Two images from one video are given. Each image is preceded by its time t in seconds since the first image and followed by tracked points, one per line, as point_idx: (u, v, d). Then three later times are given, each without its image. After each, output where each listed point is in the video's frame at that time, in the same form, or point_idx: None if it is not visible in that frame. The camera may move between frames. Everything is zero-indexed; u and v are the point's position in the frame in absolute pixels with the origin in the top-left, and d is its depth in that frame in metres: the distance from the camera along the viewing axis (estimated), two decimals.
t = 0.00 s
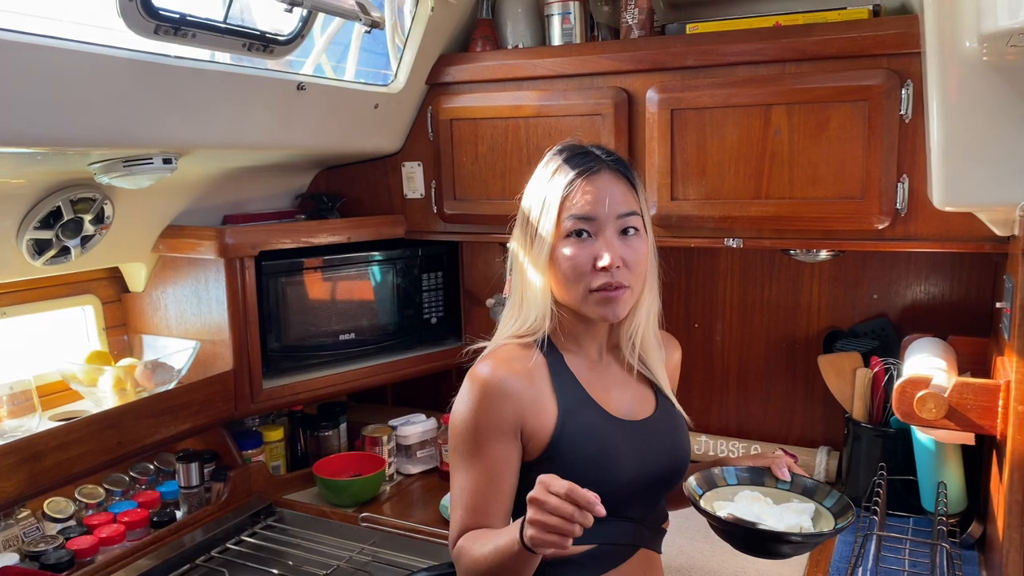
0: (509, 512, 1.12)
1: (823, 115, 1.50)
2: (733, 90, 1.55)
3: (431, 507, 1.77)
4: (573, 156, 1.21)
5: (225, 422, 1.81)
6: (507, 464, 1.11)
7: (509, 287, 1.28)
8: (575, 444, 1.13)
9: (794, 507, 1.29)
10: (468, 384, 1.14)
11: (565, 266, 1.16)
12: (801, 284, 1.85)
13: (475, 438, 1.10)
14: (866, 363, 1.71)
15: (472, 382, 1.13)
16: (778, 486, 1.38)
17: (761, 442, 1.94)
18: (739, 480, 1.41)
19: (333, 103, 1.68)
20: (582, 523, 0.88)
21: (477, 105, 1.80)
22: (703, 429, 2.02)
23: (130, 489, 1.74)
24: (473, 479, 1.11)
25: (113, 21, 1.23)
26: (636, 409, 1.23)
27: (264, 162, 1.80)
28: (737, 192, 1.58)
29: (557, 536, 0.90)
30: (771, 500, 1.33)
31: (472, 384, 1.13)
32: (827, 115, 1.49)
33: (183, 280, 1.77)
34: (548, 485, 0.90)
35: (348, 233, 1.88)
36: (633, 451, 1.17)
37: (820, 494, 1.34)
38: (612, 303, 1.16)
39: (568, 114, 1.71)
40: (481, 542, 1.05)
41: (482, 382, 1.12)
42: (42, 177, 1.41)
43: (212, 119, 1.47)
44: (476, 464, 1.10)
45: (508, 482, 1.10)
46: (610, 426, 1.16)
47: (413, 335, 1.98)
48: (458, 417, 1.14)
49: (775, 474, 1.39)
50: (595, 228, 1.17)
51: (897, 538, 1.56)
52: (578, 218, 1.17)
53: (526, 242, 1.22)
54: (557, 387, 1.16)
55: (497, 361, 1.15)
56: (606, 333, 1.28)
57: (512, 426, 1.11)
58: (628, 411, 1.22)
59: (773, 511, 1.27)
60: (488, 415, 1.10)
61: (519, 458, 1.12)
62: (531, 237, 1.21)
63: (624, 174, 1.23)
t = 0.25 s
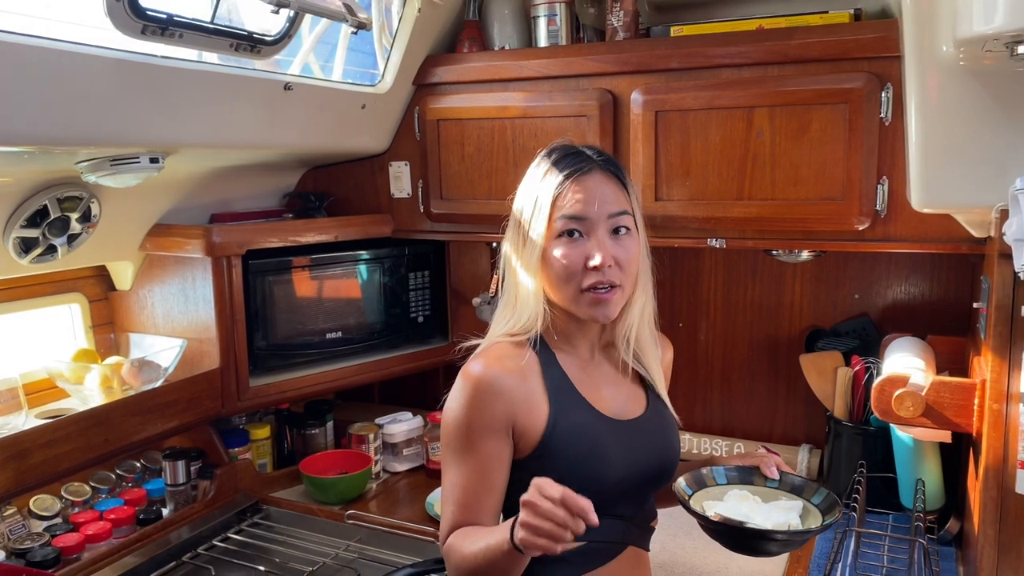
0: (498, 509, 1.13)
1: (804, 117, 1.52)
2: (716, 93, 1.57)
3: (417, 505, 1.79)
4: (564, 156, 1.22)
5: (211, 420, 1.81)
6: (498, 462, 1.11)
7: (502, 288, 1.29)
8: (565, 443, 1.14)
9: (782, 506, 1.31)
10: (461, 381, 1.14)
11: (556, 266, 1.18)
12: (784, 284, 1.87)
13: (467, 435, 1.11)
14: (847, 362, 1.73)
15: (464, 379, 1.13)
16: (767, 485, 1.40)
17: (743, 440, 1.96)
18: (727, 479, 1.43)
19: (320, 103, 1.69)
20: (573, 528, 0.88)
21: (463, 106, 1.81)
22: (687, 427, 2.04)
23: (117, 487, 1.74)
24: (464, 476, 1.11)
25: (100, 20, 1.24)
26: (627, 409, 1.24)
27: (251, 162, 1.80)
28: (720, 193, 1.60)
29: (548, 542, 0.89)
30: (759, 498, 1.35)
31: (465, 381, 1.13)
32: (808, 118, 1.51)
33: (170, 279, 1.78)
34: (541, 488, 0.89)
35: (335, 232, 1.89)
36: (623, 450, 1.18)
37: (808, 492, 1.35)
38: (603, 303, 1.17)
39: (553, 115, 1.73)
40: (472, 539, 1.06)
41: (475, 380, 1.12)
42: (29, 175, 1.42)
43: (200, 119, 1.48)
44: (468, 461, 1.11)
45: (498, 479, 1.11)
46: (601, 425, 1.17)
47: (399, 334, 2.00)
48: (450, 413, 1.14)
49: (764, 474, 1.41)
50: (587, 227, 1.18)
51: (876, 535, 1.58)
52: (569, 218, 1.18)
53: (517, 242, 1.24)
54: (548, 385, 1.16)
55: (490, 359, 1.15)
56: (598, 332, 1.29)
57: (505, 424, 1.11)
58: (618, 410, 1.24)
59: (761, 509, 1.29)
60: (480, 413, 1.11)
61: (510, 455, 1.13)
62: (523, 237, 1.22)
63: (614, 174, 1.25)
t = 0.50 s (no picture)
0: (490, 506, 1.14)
1: (786, 119, 1.53)
2: (700, 94, 1.59)
3: (404, 503, 1.79)
4: (559, 161, 1.22)
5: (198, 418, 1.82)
6: (488, 459, 1.12)
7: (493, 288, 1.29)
8: (553, 441, 1.14)
9: (768, 509, 1.30)
10: (451, 379, 1.15)
11: (547, 271, 1.18)
12: (768, 284, 1.89)
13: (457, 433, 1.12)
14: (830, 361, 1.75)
15: (454, 377, 1.14)
16: (754, 487, 1.39)
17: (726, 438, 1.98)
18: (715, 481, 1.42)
19: (307, 103, 1.69)
20: (569, 549, 0.89)
21: (450, 106, 1.82)
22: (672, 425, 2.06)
23: (104, 485, 1.74)
24: (454, 473, 1.12)
25: (83, 19, 1.24)
26: (615, 407, 1.25)
27: (238, 161, 1.81)
28: (704, 193, 1.62)
29: (541, 559, 0.91)
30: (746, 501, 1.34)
31: (455, 379, 1.14)
32: (789, 119, 1.53)
33: (157, 278, 1.78)
34: (547, 504, 0.91)
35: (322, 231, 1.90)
36: (611, 448, 1.18)
37: (793, 495, 1.35)
38: (593, 308, 1.17)
39: (539, 116, 1.74)
40: (460, 535, 1.07)
41: (464, 378, 1.13)
42: (15, 174, 1.42)
43: (186, 118, 1.48)
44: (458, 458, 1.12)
45: (488, 476, 1.12)
46: (588, 423, 1.17)
47: (386, 333, 2.00)
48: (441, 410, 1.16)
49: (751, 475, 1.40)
50: (578, 234, 1.18)
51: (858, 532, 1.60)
52: (562, 224, 1.18)
53: (510, 244, 1.24)
54: (537, 384, 1.17)
55: (480, 358, 1.16)
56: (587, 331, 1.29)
57: (494, 422, 1.13)
58: (607, 408, 1.24)
59: (745, 513, 1.28)
60: (469, 411, 1.12)
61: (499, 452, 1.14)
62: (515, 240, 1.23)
63: (608, 181, 1.25)
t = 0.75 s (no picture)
0: (479, 503, 1.13)
1: (773, 117, 1.53)
2: (687, 92, 1.59)
3: (391, 502, 1.79)
4: (553, 158, 1.21)
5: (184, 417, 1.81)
6: (479, 456, 1.11)
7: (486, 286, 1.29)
8: (544, 438, 1.14)
9: (758, 509, 1.26)
10: (443, 376, 1.14)
11: (541, 269, 1.17)
12: (756, 282, 1.89)
13: (448, 429, 1.11)
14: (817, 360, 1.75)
15: (446, 374, 1.13)
16: (744, 487, 1.36)
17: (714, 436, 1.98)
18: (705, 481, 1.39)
19: (294, 101, 1.69)
20: (555, 546, 0.89)
21: (437, 104, 1.82)
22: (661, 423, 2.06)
23: (89, 484, 1.73)
24: (444, 470, 1.11)
25: (65, 15, 1.23)
26: (607, 405, 1.24)
27: (225, 159, 1.80)
28: (691, 191, 1.62)
29: (528, 555, 0.90)
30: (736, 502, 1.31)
31: (447, 376, 1.13)
32: (776, 117, 1.53)
33: (143, 276, 1.78)
34: (534, 501, 0.90)
35: (310, 229, 1.89)
36: (602, 446, 1.18)
37: (782, 496, 1.31)
38: (586, 306, 1.16)
39: (527, 114, 1.73)
40: (449, 532, 1.06)
41: (456, 374, 1.12)
42: None
43: (171, 115, 1.47)
44: (448, 454, 1.11)
45: (478, 473, 1.11)
46: (580, 421, 1.16)
47: (374, 332, 2.00)
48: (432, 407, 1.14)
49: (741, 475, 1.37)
50: (572, 231, 1.17)
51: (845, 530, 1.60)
52: (556, 222, 1.17)
53: (503, 242, 1.23)
54: (529, 381, 1.16)
55: (472, 354, 1.15)
56: (580, 329, 1.29)
57: (486, 419, 1.12)
58: (600, 406, 1.23)
59: (735, 514, 1.24)
60: (460, 407, 1.11)
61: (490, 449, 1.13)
62: (509, 237, 1.22)
63: (602, 178, 1.23)
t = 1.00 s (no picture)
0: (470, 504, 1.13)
1: (764, 116, 1.53)
2: (678, 91, 1.58)
3: (383, 502, 1.78)
4: (548, 159, 1.20)
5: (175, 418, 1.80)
6: (470, 458, 1.11)
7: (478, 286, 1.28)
8: (536, 438, 1.13)
9: (751, 511, 1.25)
10: (434, 376, 1.13)
11: (536, 269, 1.16)
12: (748, 282, 1.89)
13: (440, 430, 1.10)
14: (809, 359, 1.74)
15: (437, 374, 1.13)
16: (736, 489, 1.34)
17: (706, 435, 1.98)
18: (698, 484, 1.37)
19: (284, 100, 1.68)
20: (546, 549, 0.88)
21: (428, 103, 1.81)
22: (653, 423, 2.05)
23: (79, 486, 1.73)
24: (436, 471, 1.10)
25: (53, 14, 1.22)
26: (600, 405, 1.23)
27: (215, 158, 1.79)
28: (682, 191, 1.61)
29: (518, 559, 0.89)
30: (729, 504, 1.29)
31: (438, 376, 1.13)
32: (767, 117, 1.53)
33: (132, 277, 1.77)
34: (525, 503, 0.90)
35: (301, 229, 1.88)
36: (594, 447, 1.17)
37: (775, 498, 1.30)
38: (582, 308, 1.16)
39: (518, 113, 1.73)
40: (440, 533, 1.05)
41: (447, 375, 1.11)
42: None
43: (159, 114, 1.46)
44: (440, 455, 1.10)
45: (470, 474, 1.11)
46: (572, 421, 1.16)
47: (366, 332, 1.99)
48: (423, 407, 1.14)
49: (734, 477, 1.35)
50: (568, 232, 1.16)
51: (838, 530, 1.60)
52: (552, 223, 1.16)
53: (497, 242, 1.22)
54: (521, 382, 1.16)
55: (464, 354, 1.14)
56: (572, 330, 1.28)
57: (478, 420, 1.11)
58: (593, 407, 1.23)
59: (728, 517, 1.23)
60: (452, 407, 1.10)
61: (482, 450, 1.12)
62: (503, 237, 1.21)
63: (597, 179, 1.23)
